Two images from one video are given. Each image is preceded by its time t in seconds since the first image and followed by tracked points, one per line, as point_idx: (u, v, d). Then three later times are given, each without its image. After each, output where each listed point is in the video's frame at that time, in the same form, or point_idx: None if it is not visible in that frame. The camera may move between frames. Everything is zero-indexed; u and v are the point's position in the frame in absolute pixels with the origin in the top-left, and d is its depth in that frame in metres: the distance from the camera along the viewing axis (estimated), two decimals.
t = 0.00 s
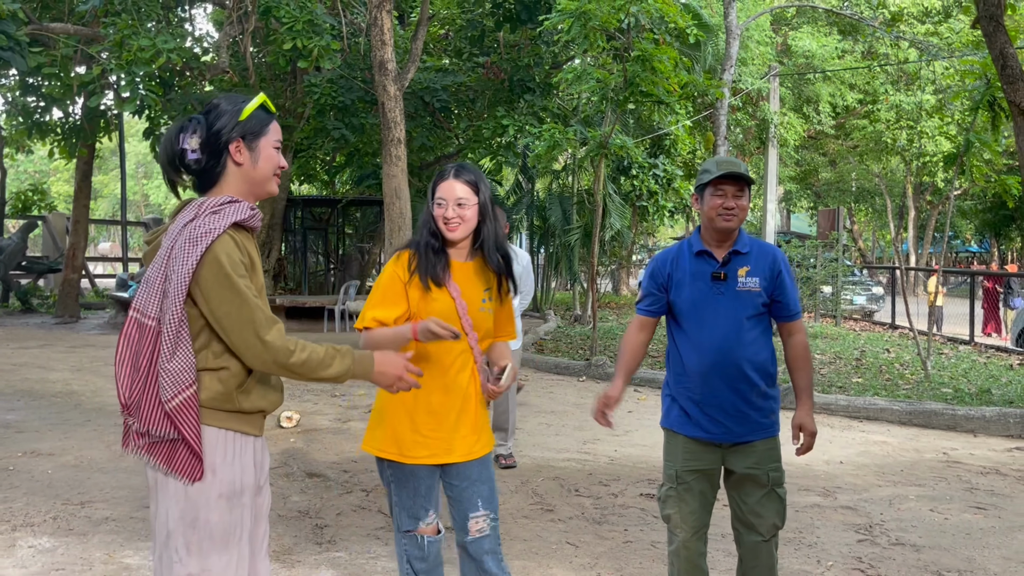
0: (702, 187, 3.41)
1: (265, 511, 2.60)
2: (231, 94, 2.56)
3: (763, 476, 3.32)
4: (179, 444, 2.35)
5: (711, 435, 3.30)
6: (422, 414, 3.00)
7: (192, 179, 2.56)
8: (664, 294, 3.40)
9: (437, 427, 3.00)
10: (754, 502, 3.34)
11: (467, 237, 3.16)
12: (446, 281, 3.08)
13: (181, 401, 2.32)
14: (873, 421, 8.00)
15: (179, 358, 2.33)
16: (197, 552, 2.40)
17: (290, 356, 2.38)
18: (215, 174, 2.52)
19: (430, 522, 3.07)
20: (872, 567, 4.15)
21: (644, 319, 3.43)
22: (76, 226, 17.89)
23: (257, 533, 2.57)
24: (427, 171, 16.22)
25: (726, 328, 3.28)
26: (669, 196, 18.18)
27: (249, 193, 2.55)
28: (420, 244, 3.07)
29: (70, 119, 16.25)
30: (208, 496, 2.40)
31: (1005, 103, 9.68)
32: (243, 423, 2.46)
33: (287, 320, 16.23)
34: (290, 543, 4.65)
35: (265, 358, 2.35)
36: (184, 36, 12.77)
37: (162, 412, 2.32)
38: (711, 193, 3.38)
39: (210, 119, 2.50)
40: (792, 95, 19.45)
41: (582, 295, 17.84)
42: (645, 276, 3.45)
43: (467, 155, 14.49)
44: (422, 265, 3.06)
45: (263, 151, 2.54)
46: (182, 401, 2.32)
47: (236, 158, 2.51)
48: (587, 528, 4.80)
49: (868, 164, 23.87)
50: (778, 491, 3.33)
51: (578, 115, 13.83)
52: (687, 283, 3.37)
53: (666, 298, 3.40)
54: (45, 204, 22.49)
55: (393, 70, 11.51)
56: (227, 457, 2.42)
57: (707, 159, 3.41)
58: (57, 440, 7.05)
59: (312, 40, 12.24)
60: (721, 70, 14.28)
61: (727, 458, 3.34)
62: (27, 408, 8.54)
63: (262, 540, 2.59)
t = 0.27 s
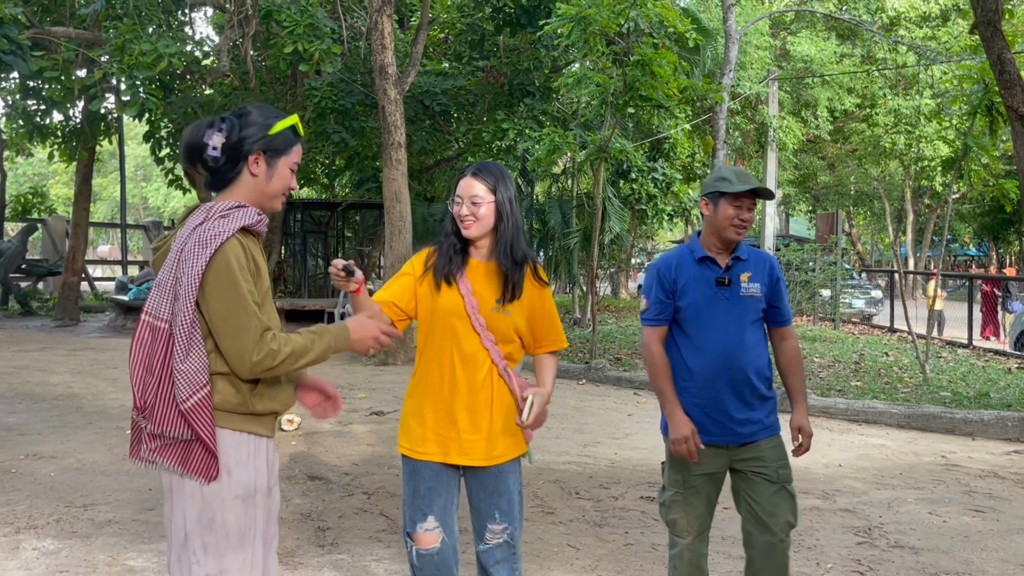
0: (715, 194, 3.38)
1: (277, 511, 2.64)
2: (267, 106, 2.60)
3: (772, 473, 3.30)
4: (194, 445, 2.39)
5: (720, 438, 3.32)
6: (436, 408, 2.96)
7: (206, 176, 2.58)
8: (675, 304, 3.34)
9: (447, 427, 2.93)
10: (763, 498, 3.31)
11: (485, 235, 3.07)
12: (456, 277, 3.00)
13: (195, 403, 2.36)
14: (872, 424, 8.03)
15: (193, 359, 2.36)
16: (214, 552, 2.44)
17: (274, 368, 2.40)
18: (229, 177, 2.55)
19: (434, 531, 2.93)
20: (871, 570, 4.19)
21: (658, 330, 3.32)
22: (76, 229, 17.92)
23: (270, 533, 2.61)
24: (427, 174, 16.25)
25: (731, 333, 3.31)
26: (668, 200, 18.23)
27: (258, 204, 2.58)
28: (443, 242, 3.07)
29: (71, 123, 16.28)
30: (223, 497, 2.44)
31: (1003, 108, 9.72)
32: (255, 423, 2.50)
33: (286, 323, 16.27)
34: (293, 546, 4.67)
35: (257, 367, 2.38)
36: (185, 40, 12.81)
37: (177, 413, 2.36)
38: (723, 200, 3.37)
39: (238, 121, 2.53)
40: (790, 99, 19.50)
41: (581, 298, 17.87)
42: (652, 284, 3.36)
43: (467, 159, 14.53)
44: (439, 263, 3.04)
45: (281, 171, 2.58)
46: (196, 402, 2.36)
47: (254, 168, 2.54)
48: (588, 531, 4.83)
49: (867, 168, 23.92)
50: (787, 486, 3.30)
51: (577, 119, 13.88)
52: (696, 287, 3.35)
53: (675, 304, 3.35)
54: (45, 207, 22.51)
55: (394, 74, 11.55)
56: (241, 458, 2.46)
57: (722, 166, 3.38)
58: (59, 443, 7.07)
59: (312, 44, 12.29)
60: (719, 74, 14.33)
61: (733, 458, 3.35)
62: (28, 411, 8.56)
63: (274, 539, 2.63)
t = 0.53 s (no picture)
0: (762, 201, 3.40)
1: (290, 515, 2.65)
2: (260, 108, 2.63)
3: (808, 477, 3.33)
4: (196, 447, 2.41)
5: (754, 444, 3.30)
6: (433, 403, 3.00)
7: (215, 187, 2.64)
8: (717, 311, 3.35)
9: (441, 431, 2.96)
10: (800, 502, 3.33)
11: (479, 237, 3.05)
12: (451, 284, 3.01)
13: (190, 402, 2.36)
14: (871, 427, 8.07)
15: (188, 360, 2.38)
16: (222, 554, 2.46)
17: (283, 350, 2.43)
18: (235, 184, 2.59)
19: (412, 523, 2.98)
20: (873, 572, 4.22)
21: (692, 333, 3.32)
22: (74, 233, 17.91)
23: (282, 537, 2.62)
24: (425, 179, 16.28)
25: (778, 337, 3.36)
26: (666, 204, 18.28)
27: (264, 207, 2.61)
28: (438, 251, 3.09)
29: (69, 127, 16.29)
30: (228, 499, 2.46)
31: (1000, 112, 9.78)
32: (261, 426, 2.52)
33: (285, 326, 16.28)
34: (297, 549, 4.69)
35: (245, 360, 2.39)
36: (184, 45, 12.84)
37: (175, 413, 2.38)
38: (770, 208, 3.40)
39: (234, 128, 2.58)
40: (787, 104, 19.57)
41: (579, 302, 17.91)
42: (690, 287, 3.35)
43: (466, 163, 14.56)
44: (439, 270, 3.06)
45: (278, 167, 2.60)
46: (191, 401, 2.36)
47: (253, 171, 2.58)
48: (591, 534, 4.85)
49: (864, 172, 24.00)
50: (822, 490, 3.34)
51: (575, 123, 13.94)
52: (735, 292, 3.35)
53: (711, 308, 3.35)
54: (43, 211, 22.50)
55: (393, 78, 11.58)
56: (247, 461, 2.48)
57: (768, 174, 3.40)
58: (61, 447, 7.08)
59: (312, 48, 12.32)
60: (717, 79, 14.38)
61: (769, 464, 3.34)
62: (29, 415, 8.57)
63: (287, 543, 2.64)
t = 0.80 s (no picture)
0: (810, 204, 3.45)
1: (302, 519, 2.66)
2: (254, 116, 2.71)
3: (856, 481, 3.33)
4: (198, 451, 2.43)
5: (820, 447, 3.28)
6: (405, 413, 2.99)
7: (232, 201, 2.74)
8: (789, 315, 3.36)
9: (411, 438, 2.95)
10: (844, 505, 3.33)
11: (439, 243, 2.99)
12: (414, 292, 2.98)
13: (190, 406, 2.39)
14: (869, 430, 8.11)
15: (188, 364, 2.41)
16: (229, 557, 2.49)
17: (279, 360, 2.44)
18: (243, 194, 2.68)
19: (383, 525, 2.98)
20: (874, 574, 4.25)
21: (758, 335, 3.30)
22: (71, 238, 17.89)
23: (293, 541, 2.63)
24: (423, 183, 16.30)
25: (842, 337, 3.41)
26: (663, 208, 18.33)
27: (270, 212, 2.65)
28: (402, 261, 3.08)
29: (66, 131, 16.27)
30: (235, 502, 2.49)
31: (996, 117, 9.84)
32: (269, 430, 2.53)
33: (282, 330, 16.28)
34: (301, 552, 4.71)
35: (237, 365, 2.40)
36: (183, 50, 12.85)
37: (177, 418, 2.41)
38: (819, 210, 3.44)
39: (234, 142, 2.68)
40: (783, 108, 19.63)
41: (577, 306, 17.95)
42: (755, 290, 3.34)
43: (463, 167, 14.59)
44: (404, 279, 3.03)
45: (272, 168, 2.62)
46: (189, 406, 2.39)
47: (252, 178, 2.64)
48: (594, 537, 4.88)
49: (859, 176, 24.08)
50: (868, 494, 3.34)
51: (573, 128, 13.98)
52: (802, 295, 3.37)
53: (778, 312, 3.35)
54: (40, 215, 22.46)
55: (392, 83, 11.59)
56: (255, 465, 2.50)
57: (818, 175, 3.45)
58: (63, 451, 7.09)
59: (311, 53, 12.35)
60: (714, 83, 14.43)
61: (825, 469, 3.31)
62: (29, 420, 8.57)
63: (300, 547, 2.65)
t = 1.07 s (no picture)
0: (836, 209, 3.46)
1: (314, 524, 2.69)
2: (260, 126, 2.73)
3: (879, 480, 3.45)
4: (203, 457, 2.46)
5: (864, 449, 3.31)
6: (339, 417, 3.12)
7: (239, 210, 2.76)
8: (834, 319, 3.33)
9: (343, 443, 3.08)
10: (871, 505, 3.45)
11: (361, 252, 3.07)
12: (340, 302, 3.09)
13: (191, 413, 2.41)
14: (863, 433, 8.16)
15: (188, 371, 2.44)
16: (240, 561, 2.52)
17: (242, 379, 2.42)
18: (252, 202, 2.69)
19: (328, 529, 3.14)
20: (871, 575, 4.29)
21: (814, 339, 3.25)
22: (63, 243, 17.83)
23: (305, 545, 2.66)
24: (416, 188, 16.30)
25: (875, 339, 3.43)
26: (656, 212, 18.39)
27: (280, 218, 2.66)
28: (337, 270, 3.19)
29: (58, 136, 16.22)
30: (246, 508, 2.51)
31: (987, 122, 9.90)
32: (278, 436, 2.55)
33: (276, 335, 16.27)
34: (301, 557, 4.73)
35: (221, 377, 2.41)
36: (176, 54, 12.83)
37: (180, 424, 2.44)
38: (845, 214, 3.45)
39: (245, 149, 2.70)
40: (775, 113, 19.70)
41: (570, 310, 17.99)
42: (804, 295, 3.28)
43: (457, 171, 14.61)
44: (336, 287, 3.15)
45: (283, 174, 2.65)
46: (189, 411, 2.41)
47: (262, 185, 2.66)
48: (593, 540, 4.91)
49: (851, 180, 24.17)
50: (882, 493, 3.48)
51: (566, 132, 14.00)
52: (842, 300, 3.36)
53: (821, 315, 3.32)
54: (31, 220, 22.38)
55: (386, 88, 11.59)
56: (264, 470, 2.52)
57: (843, 180, 3.46)
58: (59, 457, 7.08)
59: (304, 58, 12.35)
60: (707, 88, 14.48)
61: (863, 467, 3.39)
62: (24, 426, 8.54)
63: (312, 551, 2.69)
